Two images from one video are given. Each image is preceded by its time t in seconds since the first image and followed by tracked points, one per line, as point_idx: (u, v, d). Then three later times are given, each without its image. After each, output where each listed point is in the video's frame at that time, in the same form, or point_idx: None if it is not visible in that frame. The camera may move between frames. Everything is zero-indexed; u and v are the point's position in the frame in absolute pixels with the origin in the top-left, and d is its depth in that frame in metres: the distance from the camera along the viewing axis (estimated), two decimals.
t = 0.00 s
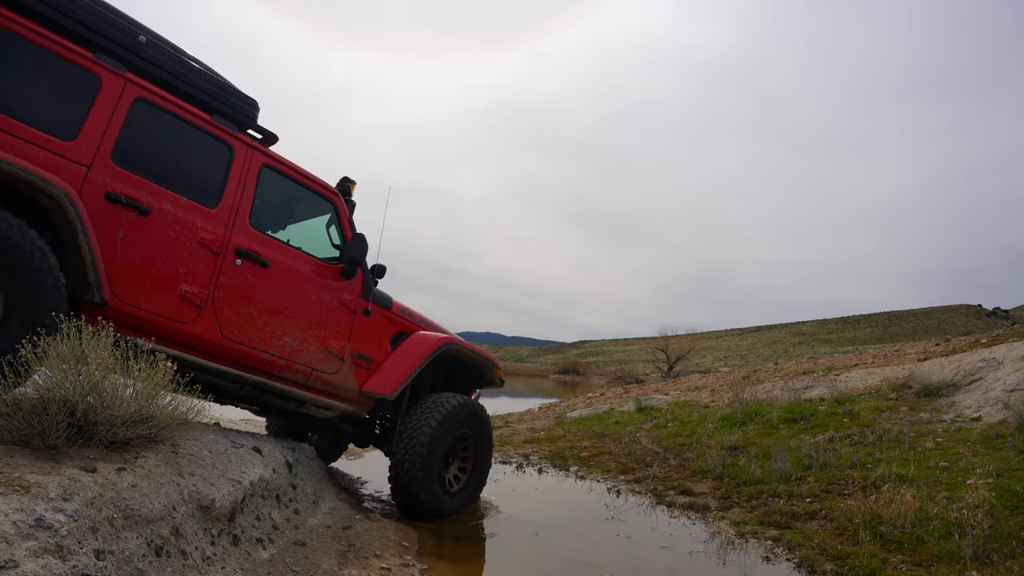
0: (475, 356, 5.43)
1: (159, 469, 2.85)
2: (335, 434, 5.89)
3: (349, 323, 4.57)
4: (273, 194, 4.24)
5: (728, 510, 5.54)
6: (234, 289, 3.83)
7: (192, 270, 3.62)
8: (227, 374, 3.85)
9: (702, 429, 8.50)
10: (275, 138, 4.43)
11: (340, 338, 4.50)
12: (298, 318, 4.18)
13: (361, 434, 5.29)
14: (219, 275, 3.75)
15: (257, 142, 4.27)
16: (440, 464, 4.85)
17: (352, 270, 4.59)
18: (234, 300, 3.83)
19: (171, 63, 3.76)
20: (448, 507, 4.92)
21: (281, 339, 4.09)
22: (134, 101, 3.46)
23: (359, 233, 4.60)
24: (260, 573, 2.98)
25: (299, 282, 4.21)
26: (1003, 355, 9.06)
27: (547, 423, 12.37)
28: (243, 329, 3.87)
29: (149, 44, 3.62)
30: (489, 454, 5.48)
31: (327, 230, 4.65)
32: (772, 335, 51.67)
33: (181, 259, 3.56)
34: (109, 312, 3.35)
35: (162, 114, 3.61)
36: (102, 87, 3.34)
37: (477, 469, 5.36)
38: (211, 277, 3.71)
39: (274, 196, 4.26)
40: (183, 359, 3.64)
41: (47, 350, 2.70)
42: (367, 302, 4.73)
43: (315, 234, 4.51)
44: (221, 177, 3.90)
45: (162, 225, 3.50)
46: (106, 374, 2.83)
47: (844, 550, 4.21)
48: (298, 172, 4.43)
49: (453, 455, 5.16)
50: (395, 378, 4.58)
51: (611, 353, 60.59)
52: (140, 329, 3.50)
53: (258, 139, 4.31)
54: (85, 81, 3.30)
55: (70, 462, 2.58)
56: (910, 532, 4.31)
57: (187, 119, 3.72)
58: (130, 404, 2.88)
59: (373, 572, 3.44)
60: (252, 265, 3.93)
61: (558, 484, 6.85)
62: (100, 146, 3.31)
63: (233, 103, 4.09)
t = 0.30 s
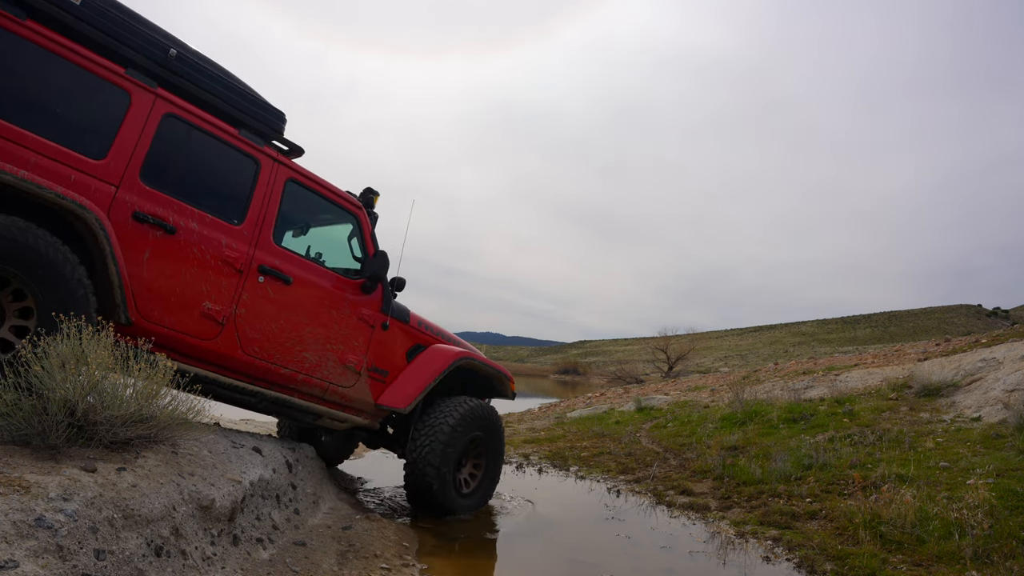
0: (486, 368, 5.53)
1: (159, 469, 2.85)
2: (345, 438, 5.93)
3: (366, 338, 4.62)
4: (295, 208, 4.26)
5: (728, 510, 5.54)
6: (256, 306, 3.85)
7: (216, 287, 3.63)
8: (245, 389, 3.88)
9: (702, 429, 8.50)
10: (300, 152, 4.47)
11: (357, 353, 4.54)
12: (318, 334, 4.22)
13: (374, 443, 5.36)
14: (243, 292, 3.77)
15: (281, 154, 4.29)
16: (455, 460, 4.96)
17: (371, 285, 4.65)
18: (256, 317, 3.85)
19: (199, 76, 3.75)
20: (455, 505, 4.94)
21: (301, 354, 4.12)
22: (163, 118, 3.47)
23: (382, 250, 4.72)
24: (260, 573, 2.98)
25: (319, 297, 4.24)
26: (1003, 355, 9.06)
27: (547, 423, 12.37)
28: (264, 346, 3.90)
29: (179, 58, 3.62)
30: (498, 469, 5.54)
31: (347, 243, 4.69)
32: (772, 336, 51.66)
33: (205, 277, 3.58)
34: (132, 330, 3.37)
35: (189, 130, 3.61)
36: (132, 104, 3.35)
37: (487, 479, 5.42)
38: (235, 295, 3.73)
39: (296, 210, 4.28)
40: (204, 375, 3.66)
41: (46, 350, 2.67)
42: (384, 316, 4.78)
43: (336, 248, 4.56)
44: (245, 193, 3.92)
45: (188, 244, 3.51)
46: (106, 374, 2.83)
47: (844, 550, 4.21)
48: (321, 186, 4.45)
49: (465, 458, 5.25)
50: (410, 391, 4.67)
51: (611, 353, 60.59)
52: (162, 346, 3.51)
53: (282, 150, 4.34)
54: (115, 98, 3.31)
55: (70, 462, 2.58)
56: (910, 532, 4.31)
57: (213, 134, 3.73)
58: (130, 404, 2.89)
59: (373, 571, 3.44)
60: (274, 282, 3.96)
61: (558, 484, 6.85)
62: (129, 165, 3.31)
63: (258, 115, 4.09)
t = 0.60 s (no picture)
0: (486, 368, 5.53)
1: (159, 469, 2.85)
2: (347, 437, 5.93)
3: (368, 338, 4.61)
4: (298, 209, 4.26)
5: (728, 510, 5.54)
6: (259, 307, 3.85)
7: (219, 288, 3.63)
8: (248, 390, 3.87)
9: (702, 429, 8.50)
10: (303, 152, 4.49)
11: (359, 353, 4.54)
12: (319, 334, 4.21)
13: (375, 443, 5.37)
14: (245, 293, 3.77)
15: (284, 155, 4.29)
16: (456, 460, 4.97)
17: (373, 286, 4.64)
18: (258, 318, 3.85)
19: (203, 77, 3.75)
20: (455, 504, 4.95)
21: (302, 354, 4.12)
22: (168, 119, 3.47)
23: (383, 250, 4.72)
24: (260, 573, 2.98)
25: (321, 297, 4.24)
26: (1003, 355, 9.06)
27: (547, 423, 12.37)
28: (266, 346, 3.90)
29: (183, 59, 3.62)
30: (499, 471, 5.55)
31: (349, 244, 4.69)
32: (772, 336, 51.67)
33: (209, 277, 3.58)
34: (136, 330, 3.37)
35: (194, 130, 3.61)
36: (137, 105, 3.35)
37: (487, 479, 5.42)
38: (238, 295, 3.73)
39: (299, 211, 4.29)
40: (207, 375, 3.66)
41: (46, 350, 2.67)
42: (386, 317, 4.78)
43: (338, 248, 4.57)
44: (248, 193, 3.92)
45: (192, 244, 3.51)
46: (106, 374, 2.83)
47: (844, 550, 4.21)
48: (324, 187, 4.45)
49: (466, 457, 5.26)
50: (412, 392, 4.68)
51: (611, 353, 60.60)
52: (165, 346, 3.51)
53: (286, 151, 4.35)
54: (121, 99, 3.31)
55: (70, 462, 2.58)
56: (910, 532, 4.31)
57: (217, 135, 3.73)
58: (130, 404, 2.89)
59: (372, 572, 3.44)
60: (277, 282, 3.96)
61: (558, 484, 6.85)
62: (133, 166, 3.31)
63: (261, 116, 4.10)
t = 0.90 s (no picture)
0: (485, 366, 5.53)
1: (159, 469, 2.85)
2: (348, 437, 5.93)
3: (367, 337, 4.62)
4: (296, 209, 4.27)
5: (728, 510, 5.53)
6: (258, 306, 3.85)
7: (218, 287, 3.63)
8: (247, 389, 3.87)
9: (702, 429, 8.50)
10: (301, 152, 4.49)
11: (358, 352, 4.54)
12: (318, 333, 4.21)
13: (375, 443, 5.36)
14: (244, 292, 3.78)
15: (282, 155, 4.29)
16: (456, 460, 4.97)
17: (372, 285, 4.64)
18: (257, 317, 3.85)
19: (201, 77, 3.76)
20: (455, 504, 4.96)
21: (302, 354, 4.12)
22: (165, 119, 3.48)
23: (381, 249, 4.72)
24: (260, 573, 2.98)
25: (320, 296, 4.24)
26: (1003, 355, 9.06)
27: (547, 423, 12.36)
28: (265, 345, 3.90)
29: (181, 59, 3.63)
30: (499, 471, 5.55)
31: (348, 243, 4.69)
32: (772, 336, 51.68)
33: (207, 277, 3.58)
34: (135, 330, 3.37)
35: (192, 130, 3.62)
36: (135, 105, 3.35)
37: (487, 480, 5.42)
38: (236, 295, 3.73)
39: (297, 211, 4.29)
40: (206, 375, 3.65)
41: (46, 350, 2.67)
42: (385, 316, 4.78)
43: (336, 247, 4.57)
44: (247, 193, 3.93)
45: (190, 244, 3.51)
46: (106, 375, 2.83)
47: (844, 550, 4.21)
48: (322, 187, 4.46)
49: (466, 457, 5.26)
50: (412, 390, 4.68)
51: (611, 353, 60.60)
52: (164, 346, 3.51)
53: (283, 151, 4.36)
54: (118, 99, 3.31)
55: (70, 462, 2.58)
56: (910, 532, 4.31)
57: (215, 135, 3.73)
58: (130, 404, 2.89)
59: (373, 572, 3.44)
60: (276, 282, 3.96)
61: (558, 484, 6.84)
62: (131, 166, 3.32)
63: (259, 116, 4.10)
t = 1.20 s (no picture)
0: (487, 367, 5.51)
1: (159, 469, 2.85)
2: (349, 437, 5.93)
3: (369, 338, 4.62)
4: (299, 210, 4.27)
5: (728, 510, 5.53)
6: (260, 307, 3.85)
7: (221, 288, 3.63)
8: (249, 390, 3.87)
9: (702, 429, 8.50)
10: (303, 153, 4.49)
11: (361, 353, 4.55)
12: (321, 334, 4.22)
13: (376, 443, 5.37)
14: (247, 293, 3.78)
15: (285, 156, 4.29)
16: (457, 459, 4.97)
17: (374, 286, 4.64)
18: (260, 318, 3.86)
19: (204, 78, 3.76)
20: (455, 503, 4.95)
21: (304, 354, 4.12)
22: (169, 120, 3.48)
23: (384, 250, 4.72)
24: (260, 573, 2.98)
25: (322, 297, 4.24)
26: (1003, 355, 9.06)
27: (547, 423, 12.37)
28: (268, 346, 3.90)
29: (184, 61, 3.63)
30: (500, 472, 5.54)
31: (350, 244, 4.70)
32: (772, 336, 51.68)
33: (210, 278, 3.58)
34: (139, 331, 3.38)
35: (196, 131, 3.62)
36: (139, 107, 3.36)
37: (488, 481, 5.42)
38: (239, 296, 3.74)
39: (301, 212, 4.30)
40: (209, 376, 3.65)
41: (46, 350, 2.67)
42: (387, 317, 4.78)
43: (338, 248, 4.57)
44: (250, 194, 3.93)
45: (194, 245, 3.51)
46: (106, 375, 2.83)
47: (844, 550, 4.21)
48: (325, 188, 4.46)
49: (467, 457, 5.26)
50: (415, 391, 4.68)
51: (611, 353, 60.60)
52: (167, 347, 3.51)
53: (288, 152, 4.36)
54: (122, 101, 3.32)
55: (70, 462, 2.58)
56: (910, 532, 4.31)
57: (218, 136, 3.73)
58: (130, 404, 2.89)
59: (373, 572, 3.44)
60: (279, 283, 3.96)
61: (558, 484, 6.84)
62: (135, 167, 3.32)
63: (263, 118, 4.10)
